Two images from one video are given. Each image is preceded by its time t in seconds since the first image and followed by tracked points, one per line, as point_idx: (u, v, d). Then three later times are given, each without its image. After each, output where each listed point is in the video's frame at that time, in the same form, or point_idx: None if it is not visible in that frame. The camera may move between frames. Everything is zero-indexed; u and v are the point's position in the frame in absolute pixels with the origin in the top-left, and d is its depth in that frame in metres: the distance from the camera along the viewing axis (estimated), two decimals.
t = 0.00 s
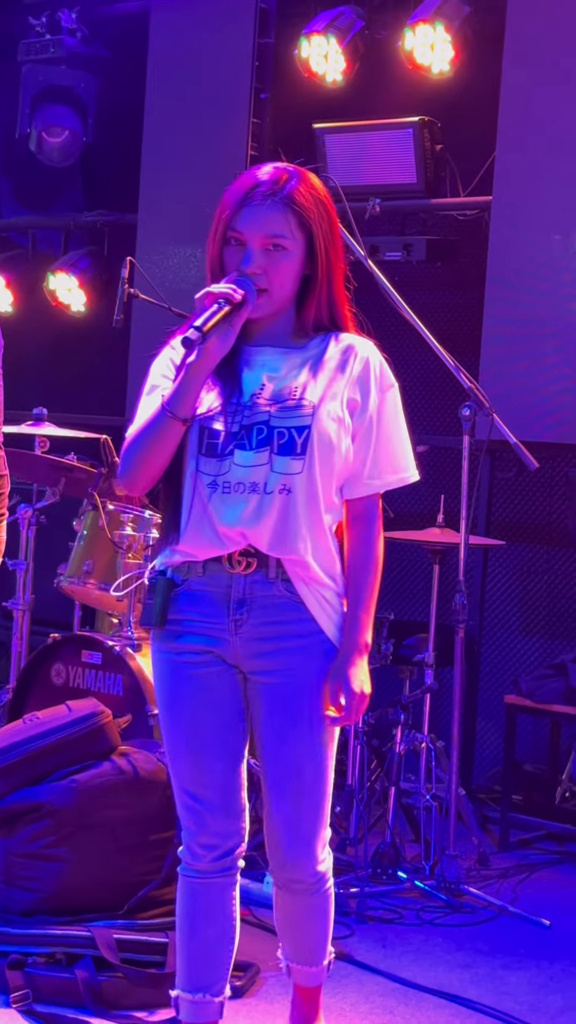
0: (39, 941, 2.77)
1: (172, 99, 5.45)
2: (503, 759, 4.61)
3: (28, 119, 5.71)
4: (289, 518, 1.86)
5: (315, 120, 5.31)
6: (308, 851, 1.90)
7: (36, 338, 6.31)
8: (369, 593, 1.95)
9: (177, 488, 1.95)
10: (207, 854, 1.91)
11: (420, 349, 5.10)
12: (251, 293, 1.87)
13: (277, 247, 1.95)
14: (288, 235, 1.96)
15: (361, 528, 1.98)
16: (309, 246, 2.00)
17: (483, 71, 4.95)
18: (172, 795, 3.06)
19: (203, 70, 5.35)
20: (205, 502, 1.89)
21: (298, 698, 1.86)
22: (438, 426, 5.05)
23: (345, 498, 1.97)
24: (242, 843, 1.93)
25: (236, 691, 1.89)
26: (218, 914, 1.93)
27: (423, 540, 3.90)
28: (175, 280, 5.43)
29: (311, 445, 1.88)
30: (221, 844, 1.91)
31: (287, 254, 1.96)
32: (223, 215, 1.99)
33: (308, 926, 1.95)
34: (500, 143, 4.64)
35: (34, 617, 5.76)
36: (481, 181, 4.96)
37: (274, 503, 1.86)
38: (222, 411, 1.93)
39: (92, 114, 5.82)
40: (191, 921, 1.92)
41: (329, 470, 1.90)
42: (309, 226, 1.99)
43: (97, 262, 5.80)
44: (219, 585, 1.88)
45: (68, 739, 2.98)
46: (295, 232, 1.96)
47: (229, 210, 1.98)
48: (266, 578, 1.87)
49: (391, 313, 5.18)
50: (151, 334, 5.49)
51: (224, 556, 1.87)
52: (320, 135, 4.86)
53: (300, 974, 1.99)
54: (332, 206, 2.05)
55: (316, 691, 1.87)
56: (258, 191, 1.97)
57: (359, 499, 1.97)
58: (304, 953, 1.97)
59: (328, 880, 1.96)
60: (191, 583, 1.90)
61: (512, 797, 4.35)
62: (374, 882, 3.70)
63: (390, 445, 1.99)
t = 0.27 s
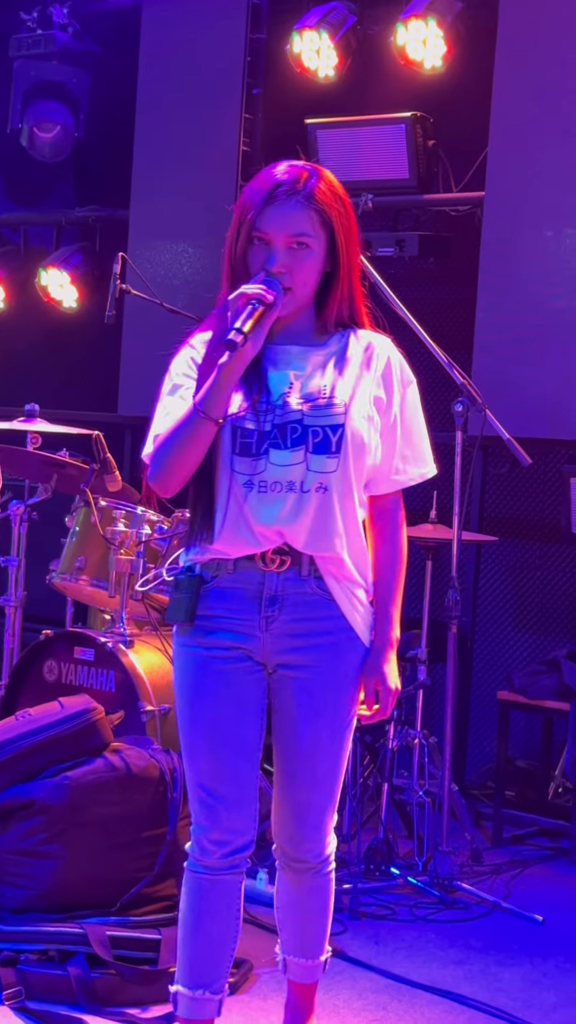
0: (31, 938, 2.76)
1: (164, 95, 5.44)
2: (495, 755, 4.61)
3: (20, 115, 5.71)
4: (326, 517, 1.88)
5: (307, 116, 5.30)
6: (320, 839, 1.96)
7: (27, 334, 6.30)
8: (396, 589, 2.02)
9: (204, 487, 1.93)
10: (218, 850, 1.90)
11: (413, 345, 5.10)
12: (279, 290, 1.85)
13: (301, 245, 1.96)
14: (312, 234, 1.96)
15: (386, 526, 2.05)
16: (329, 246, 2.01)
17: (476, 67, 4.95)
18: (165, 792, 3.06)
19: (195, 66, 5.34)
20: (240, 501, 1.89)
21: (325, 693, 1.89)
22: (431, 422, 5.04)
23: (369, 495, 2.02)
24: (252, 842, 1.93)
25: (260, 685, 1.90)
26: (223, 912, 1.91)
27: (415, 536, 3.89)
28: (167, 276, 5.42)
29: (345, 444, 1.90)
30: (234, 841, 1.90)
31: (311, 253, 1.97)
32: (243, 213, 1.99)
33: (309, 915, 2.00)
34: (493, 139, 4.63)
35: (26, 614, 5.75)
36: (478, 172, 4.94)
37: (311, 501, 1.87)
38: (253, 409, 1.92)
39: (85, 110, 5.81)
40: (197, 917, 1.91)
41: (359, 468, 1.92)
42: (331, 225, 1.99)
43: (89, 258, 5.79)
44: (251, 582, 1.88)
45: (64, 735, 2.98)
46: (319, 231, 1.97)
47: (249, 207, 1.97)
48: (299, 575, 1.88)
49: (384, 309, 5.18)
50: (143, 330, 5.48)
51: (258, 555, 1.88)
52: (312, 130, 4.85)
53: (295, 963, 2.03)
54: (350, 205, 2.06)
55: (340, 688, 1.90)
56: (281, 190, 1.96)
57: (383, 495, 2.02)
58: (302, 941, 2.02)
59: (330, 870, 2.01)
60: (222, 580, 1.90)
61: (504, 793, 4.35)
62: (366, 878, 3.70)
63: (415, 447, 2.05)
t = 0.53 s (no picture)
0: (25, 935, 2.75)
1: (156, 91, 5.42)
2: (489, 751, 4.61)
3: (12, 111, 5.71)
4: (363, 516, 1.89)
5: (300, 111, 5.29)
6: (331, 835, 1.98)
7: (20, 331, 6.29)
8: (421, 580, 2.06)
9: (236, 490, 1.89)
10: (230, 846, 1.91)
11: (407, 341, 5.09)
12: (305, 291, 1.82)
13: (323, 245, 1.95)
14: (333, 233, 1.95)
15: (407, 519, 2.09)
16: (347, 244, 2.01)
17: (468, 62, 4.94)
18: (159, 788, 3.06)
19: (188, 61, 5.32)
20: (277, 503, 1.87)
21: (349, 692, 1.90)
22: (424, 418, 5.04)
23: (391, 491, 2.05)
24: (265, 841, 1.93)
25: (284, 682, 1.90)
26: (230, 908, 1.92)
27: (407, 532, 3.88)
28: (161, 272, 5.41)
29: (378, 443, 1.90)
30: (248, 837, 1.91)
31: (332, 251, 1.96)
32: (262, 210, 1.97)
33: (313, 910, 2.02)
34: (486, 134, 4.63)
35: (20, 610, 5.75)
36: (469, 169, 4.95)
37: (349, 501, 1.87)
38: (286, 410, 1.89)
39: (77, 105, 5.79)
40: (205, 911, 1.92)
41: (387, 466, 1.93)
42: (351, 224, 1.99)
43: (83, 254, 5.78)
44: (285, 581, 1.88)
45: (59, 731, 2.99)
46: (340, 231, 1.96)
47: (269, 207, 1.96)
48: (333, 573, 1.89)
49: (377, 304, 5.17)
50: (136, 326, 5.47)
51: (294, 555, 1.87)
52: (305, 126, 4.85)
53: (296, 957, 2.05)
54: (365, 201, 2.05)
55: (365, 687, 1.91)
56: (302, 188, 1.95)
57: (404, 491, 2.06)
58: (305, 936, 2.03)
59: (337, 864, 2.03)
60: (255, 579, 1.88)
61: (498, 789, 4.35)
62: (359, 875, 3.70)
63: (432, 443, 2.09)
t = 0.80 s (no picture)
0: (19, 932, 2.75)
1: (149, 89, 5.43)
2: (483, 746, 4.62)
3: (5, 108, 5.71)
4: (390, 515, 1.91)
5: (293, 108, 5.30)
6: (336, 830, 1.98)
7: (13, 328, 6.29)
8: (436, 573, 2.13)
9: (261, 489, 1.89)
10: (239, 842, 1.91)
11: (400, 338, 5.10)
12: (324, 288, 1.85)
13: (340, 245, 1.95)
14: (349, 233, 1.96)
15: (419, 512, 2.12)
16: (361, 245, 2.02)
17: (461, 59, 4.95)
18: (152, 786, 3.06)
19: (180, 58, 5.32)
20: (308, 502, 1.87)
21: (365, 687, 1.91)
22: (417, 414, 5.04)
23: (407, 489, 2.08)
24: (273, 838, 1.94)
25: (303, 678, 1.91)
26: (234, 905, 1.92)
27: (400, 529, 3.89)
28: (154, 270, 5.41)
29: (402, 441, 1.92)
30: (258, 833, 1.91)
31: (348, 251, 1.97)
32: (278, 211, 1.98)
33: (314, 906, 2.03)
34: (479, 131, 4.63)
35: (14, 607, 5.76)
36: (461, 167, 4.96)
37: (378, 499, 1.89)
38: (311, 410, 1.90)
39: (70, 102, 5.79)
40: (209, 906, 1.92)
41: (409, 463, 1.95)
42: (365, 224, 2.00)
43: (75, 251, 5.78)
44: (311, 579, 1.89)
45: (51, 729, 2.99)
46: (355, 231, 1.97)
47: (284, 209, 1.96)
48: (358, 570, 1.91)
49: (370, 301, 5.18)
50: (129, 323, 5.47)
51: (322, 554, 1.89)
52: (298, 123, 4.85)
53: (294, 952, 2.05)
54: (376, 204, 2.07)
55: (381, 684, 1.93)
56: (319, 189, 1.96)
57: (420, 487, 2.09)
58: (305, 931, 2.04)
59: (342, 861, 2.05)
60: (280, 578, 1.90)
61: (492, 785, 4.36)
62: (354, 871, 3.70)
63: (437, 450, 2.12)
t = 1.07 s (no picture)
0: (12, 929, 2.75)
1: (140, 85, 5.42)
2: (476, 742, 4.62)
3: None
4: (399, 512, 1.91)
5: (285, 104, 5.29)
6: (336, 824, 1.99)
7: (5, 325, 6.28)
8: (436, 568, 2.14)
9: (269, 482, 1.90)
10: (249, 834, 1.90)
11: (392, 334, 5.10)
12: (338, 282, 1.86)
13: (352, 234, 1.94)
14: (360, 223, 1.95)
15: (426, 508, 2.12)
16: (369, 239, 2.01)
17: (452, 55, 4.95)
18: (145, 782, 3.06)
19: (171, 55, 5.32)
20: (320, 499, 1.87)
21: (368, 680, 1.92)
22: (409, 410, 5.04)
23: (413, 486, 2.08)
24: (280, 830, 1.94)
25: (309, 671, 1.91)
26: (242, 897, 1.92)
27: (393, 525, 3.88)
28: (146, 267, 5.41)
29: (412, 438, 1.92)
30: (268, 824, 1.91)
31: (359, 240, 1.95)
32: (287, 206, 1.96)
33: (311, 903, 2.03)
34: (470, 127, 4.63)
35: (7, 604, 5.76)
36: (453, 163, 4.96)
37: (389, 496, 1.88)
38: (321, 406, 1.90)
39: (62, 99, 5.79)
40: (218, 898, 1.92)
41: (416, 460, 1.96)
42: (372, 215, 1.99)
43: (67, 248, 5.78)
44: (319, 573, 1.89)
45: (44, 726, 2.99)
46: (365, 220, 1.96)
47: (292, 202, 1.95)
48: (364, 565, 1.91)
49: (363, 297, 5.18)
50: (121, 320, 5.47)
51: (330, 550, 1.89)
52: (290, 119, 4.85)
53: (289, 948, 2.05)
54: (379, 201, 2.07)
55: (384, 677, 1.94)
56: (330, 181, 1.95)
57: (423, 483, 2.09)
58: (301, 929, 2.04)
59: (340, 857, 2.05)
60: (288, 572, 1.89)
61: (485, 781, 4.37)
62: (347, 867, 3.70)
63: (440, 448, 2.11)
